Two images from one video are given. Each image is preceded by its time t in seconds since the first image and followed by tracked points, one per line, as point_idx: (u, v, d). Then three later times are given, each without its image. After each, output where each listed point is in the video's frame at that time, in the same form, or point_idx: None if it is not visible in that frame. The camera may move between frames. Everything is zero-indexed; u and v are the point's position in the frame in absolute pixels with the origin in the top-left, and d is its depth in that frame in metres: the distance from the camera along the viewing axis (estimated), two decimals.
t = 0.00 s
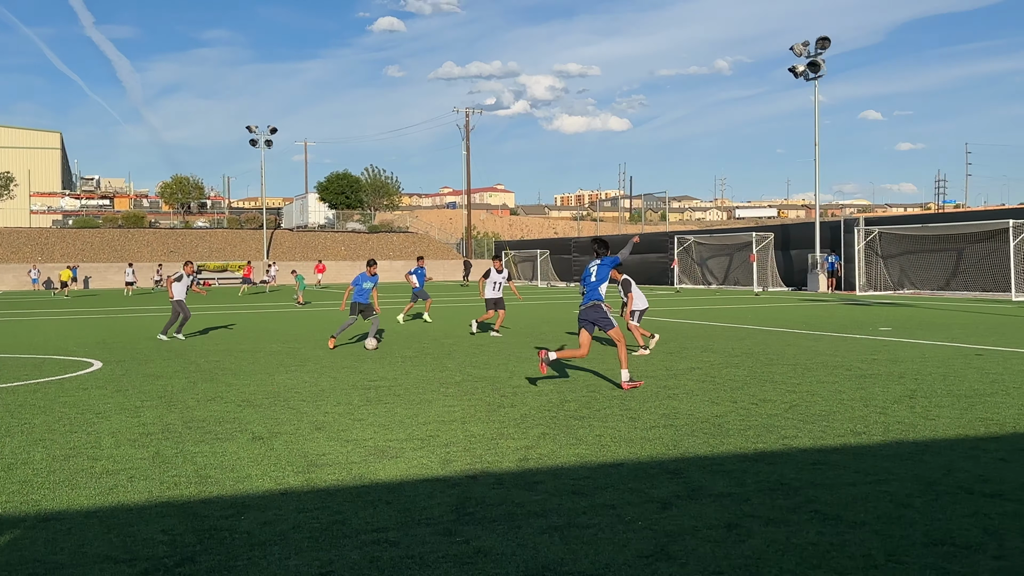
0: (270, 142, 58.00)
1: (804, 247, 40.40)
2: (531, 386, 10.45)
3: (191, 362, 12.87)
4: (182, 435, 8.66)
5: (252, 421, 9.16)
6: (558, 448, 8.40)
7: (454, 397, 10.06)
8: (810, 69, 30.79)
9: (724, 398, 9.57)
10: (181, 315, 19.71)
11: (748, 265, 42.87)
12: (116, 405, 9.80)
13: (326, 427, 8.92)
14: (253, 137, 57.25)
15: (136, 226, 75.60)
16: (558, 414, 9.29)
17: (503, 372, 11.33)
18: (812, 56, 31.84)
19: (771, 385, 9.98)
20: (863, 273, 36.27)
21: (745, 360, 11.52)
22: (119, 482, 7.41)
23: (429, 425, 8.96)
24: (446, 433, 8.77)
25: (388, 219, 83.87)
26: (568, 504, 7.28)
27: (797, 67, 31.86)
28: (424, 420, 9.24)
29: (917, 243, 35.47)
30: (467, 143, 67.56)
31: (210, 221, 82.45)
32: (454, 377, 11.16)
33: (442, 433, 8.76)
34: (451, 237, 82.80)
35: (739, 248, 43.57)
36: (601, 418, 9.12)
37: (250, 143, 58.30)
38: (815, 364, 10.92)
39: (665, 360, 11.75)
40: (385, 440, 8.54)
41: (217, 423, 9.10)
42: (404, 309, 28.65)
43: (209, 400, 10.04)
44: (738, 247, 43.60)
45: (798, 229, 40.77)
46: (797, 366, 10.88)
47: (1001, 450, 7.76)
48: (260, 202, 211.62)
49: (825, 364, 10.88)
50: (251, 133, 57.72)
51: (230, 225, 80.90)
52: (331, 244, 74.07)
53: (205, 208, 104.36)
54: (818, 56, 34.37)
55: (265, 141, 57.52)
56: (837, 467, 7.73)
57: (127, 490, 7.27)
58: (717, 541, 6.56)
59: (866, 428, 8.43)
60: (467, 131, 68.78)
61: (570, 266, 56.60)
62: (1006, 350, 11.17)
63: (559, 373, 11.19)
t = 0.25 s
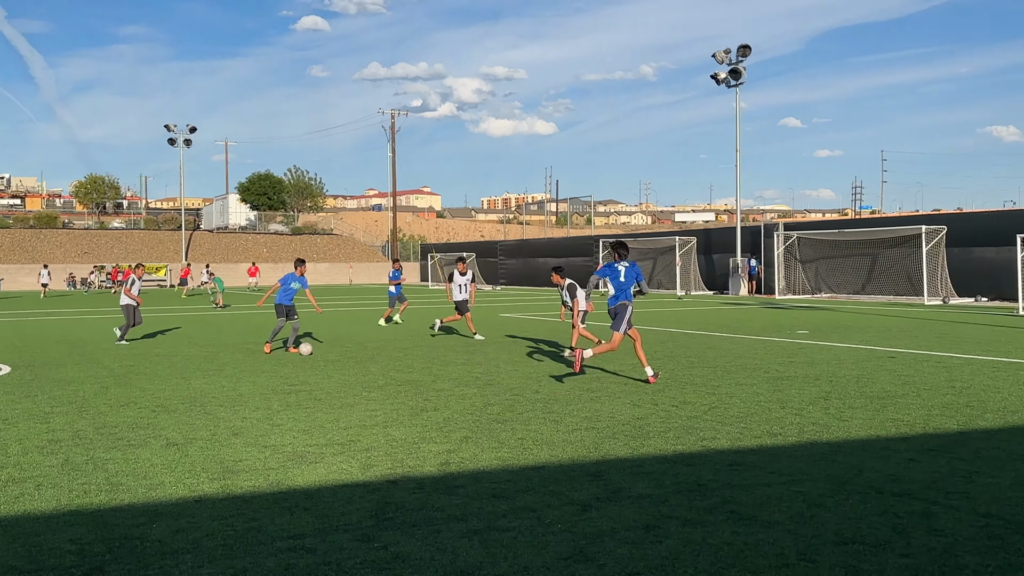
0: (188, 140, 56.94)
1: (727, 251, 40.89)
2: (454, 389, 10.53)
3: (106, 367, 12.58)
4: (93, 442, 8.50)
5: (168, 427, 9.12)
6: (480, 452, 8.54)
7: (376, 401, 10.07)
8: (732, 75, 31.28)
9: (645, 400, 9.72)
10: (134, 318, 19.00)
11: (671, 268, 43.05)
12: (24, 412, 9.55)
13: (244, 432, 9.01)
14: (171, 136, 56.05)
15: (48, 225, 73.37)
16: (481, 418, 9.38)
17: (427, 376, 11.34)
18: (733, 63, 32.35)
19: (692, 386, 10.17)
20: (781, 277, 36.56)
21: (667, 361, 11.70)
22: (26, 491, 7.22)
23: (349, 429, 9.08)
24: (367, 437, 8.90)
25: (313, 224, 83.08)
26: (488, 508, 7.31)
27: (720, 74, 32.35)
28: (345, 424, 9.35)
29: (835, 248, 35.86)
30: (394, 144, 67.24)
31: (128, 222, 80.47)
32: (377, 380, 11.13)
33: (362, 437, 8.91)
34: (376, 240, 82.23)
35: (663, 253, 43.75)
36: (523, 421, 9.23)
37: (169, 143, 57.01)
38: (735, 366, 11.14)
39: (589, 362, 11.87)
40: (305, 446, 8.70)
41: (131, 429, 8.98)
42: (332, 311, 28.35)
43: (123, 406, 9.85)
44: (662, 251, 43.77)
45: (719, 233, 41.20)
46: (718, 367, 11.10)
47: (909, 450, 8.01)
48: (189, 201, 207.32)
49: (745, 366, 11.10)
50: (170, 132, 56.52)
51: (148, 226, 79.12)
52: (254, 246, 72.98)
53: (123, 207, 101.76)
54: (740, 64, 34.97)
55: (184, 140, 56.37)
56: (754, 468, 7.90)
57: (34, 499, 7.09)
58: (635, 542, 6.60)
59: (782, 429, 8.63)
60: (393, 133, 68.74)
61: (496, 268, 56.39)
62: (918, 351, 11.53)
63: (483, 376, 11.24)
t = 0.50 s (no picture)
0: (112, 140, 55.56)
1: (657, 257, 40.83)
2: (383, 394, 10.52)
3: (21, 373, 12.21)
4: (8, 450, 8.28)
5: (87, 434, 8.94)
6: (409, 457, 8.54)
7: (304, 407, 10.02)
8: (662, 81, 31.67)
9: (576, 404, 9.79)
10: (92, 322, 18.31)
11: (602, 273, 42.94)
12: None
13: (168, 439, 8.93)
14: (95, 135, 54.64)
15: None
16: (411, 423, 9.38)
17: (357, 381, 11.26)
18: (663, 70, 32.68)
19: (621, 390, 10.28)
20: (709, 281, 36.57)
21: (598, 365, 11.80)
22: None
23: (275, 435, 9.12)
24: (294, 443, 8.89)
25: (241, 226, 81.87)
26: (417, 513, 7.26)
27: (649, 79, 32.74)
28: (272, 430, 9.30)
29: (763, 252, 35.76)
30: (326, 144, 66.52)
31: (48, 223, 78.08)
32: (306, 386, 11.03)
33: (289, 443, 8.93)
34: (306, 243, 81.21)
35: (595, 257, 43.53)
36: (452, 426, 9.25)
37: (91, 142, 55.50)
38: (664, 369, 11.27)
39: (520, 366, 11.91)
40: (230, 453, 8.64)
41: (48, 436, 8.79)
42: (260, 315, 27.91)
43: (39, 413, 9.60)
44: (594, 256, 43.54)
45: (650, 238, 41.28)
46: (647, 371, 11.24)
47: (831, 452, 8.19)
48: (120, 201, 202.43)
49: (674, 370, 11.24)
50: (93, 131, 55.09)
51: (69, 227, 76.88)
52: (180, 249, 71.54)
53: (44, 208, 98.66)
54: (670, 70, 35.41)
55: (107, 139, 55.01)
56: (680, 471, 8.00)
57: None
58: (562, 545, 6.59)
59: (709, 432, 8.76)
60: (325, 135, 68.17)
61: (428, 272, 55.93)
62: (841, 355, 11.82)
63: (413, 380, 11.19)
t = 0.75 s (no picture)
0: (44, 140, 54.16)
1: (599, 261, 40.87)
2: (323, 399, 10.43)
3: None
4: None
5: (15, 442, 8.72)
6: (349, 463, 8.47)
7: (241, 414, 9.90)
8: (604, 87, 31.87)
9: (517, 409, 9.79)
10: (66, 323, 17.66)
11: (545, 278, 42.71)
12: None
13: (101, 446, 8.75)
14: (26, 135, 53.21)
15: None
16: (351, 429, 9.32)
17: (296, 386, 11.13)
18: (605, 76, 32.84)
19: (563, 394, 10.31)
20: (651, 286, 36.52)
21: (539, 369, 11.82)
22: None
23: (212, 441, 9.01)
24: (231, 450, 8.77)
25: (178, 229, 80.47)
26: (356, 519, 7.15)
27: (592, 85, 32.93)
28: (208, 437, 9.17)
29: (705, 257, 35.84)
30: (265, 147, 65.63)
31: None
32: (243, 391, 10.89)
33: (226, 449, 8.82)
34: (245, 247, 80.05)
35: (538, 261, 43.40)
36: (393, 431, 9.20)
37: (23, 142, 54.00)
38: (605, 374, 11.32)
39: (461, 370, 11.89)
40: (165, 459, 8.49)
41: None
42: (194, 320, 27.39)
43: None
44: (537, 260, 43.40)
45: (593, 243, 41.18)
46: (589, 375, 11.29)
47: (769, 455, 8.27)
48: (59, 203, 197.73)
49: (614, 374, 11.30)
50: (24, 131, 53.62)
51: None
52: (114, 252, 69.96)
53: None
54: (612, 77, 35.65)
55: (38, 139, 53.61)
56: (620, 474, 8.02)
57: None
58: (502, 551, 6.50)
59: (649, 436, 8.81)
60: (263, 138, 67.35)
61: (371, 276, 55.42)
62: (778, 359, 12.00)
63: (354, 386, 11.09)
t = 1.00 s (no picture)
0: None
1: (554, 264, 40.97)
2: (277, 404, 10.37)
3: None
4: None
5: None
6: (302, 468, 8.41)
7: (193, 419, 9.81)
8: (559, 92, 32.00)
9: (471, 413, 9.79)
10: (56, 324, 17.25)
11: (499, 281, 42.69)
12: None
13: (49, 452, 8.61)
14: None
15: None
16: (304, 434, 9.28)
17: (249, 391, 11.01)
18: (560, 81, 32.98)
19: (517, 397, 10.34)
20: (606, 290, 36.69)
21: (494, 372, 11.85)
22: None
23: (162, 447, 8.91)
24: (182, 455, 8.67)
25: (128, 232, 79.24)
26: (310, 525, 7.08)
27: (547, 90, 33.02)
28: (159, 442, 9.07)
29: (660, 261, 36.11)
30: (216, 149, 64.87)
31: None
32: (194, 396, 10.78)
33: (177, 455, 8.73)
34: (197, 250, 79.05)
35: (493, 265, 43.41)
36: (347, 436, 9.17)
37: None
38: (560, 378, 11.35)
39: (416, 374, 11.87)
40: (114, 465, 8.37)
41: None
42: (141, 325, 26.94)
43: None
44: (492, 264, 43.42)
45: (547, 247, 41.21)
46: (543, 378, 11.34)
47: (721, 457, 8.33)
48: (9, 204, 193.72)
49: (568, 377, 11.35)
50: None
51: None
52: (61, 254, 68.60)
53: None
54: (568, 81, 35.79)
55: None
56: (575, 478, 8.02)
57: None
58: (457, 555, 6.44)
59: (603, 439, 8.85)
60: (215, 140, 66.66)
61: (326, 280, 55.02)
62: (729, 362, 12.14)
63: (308, 390, 11.02)
